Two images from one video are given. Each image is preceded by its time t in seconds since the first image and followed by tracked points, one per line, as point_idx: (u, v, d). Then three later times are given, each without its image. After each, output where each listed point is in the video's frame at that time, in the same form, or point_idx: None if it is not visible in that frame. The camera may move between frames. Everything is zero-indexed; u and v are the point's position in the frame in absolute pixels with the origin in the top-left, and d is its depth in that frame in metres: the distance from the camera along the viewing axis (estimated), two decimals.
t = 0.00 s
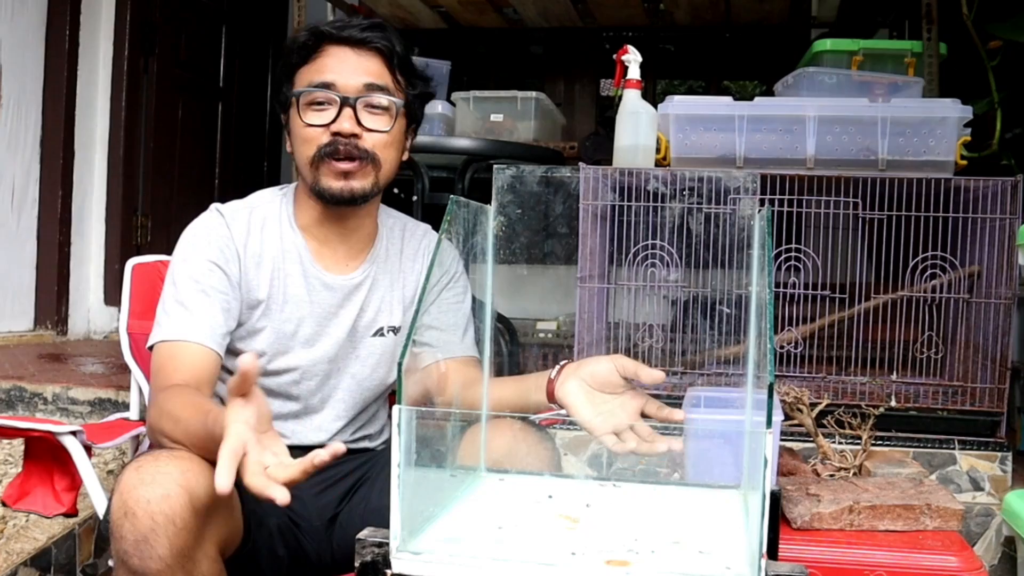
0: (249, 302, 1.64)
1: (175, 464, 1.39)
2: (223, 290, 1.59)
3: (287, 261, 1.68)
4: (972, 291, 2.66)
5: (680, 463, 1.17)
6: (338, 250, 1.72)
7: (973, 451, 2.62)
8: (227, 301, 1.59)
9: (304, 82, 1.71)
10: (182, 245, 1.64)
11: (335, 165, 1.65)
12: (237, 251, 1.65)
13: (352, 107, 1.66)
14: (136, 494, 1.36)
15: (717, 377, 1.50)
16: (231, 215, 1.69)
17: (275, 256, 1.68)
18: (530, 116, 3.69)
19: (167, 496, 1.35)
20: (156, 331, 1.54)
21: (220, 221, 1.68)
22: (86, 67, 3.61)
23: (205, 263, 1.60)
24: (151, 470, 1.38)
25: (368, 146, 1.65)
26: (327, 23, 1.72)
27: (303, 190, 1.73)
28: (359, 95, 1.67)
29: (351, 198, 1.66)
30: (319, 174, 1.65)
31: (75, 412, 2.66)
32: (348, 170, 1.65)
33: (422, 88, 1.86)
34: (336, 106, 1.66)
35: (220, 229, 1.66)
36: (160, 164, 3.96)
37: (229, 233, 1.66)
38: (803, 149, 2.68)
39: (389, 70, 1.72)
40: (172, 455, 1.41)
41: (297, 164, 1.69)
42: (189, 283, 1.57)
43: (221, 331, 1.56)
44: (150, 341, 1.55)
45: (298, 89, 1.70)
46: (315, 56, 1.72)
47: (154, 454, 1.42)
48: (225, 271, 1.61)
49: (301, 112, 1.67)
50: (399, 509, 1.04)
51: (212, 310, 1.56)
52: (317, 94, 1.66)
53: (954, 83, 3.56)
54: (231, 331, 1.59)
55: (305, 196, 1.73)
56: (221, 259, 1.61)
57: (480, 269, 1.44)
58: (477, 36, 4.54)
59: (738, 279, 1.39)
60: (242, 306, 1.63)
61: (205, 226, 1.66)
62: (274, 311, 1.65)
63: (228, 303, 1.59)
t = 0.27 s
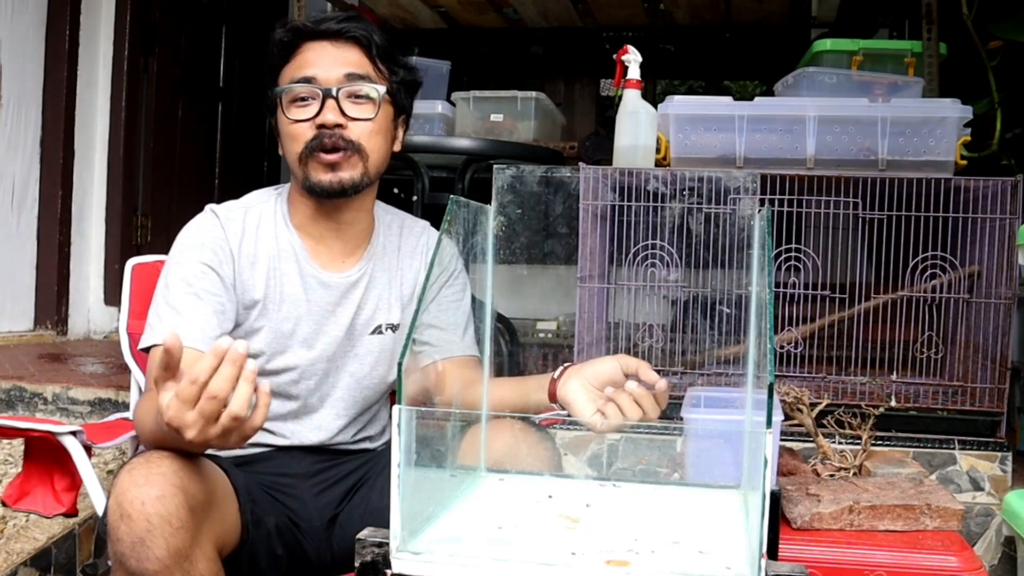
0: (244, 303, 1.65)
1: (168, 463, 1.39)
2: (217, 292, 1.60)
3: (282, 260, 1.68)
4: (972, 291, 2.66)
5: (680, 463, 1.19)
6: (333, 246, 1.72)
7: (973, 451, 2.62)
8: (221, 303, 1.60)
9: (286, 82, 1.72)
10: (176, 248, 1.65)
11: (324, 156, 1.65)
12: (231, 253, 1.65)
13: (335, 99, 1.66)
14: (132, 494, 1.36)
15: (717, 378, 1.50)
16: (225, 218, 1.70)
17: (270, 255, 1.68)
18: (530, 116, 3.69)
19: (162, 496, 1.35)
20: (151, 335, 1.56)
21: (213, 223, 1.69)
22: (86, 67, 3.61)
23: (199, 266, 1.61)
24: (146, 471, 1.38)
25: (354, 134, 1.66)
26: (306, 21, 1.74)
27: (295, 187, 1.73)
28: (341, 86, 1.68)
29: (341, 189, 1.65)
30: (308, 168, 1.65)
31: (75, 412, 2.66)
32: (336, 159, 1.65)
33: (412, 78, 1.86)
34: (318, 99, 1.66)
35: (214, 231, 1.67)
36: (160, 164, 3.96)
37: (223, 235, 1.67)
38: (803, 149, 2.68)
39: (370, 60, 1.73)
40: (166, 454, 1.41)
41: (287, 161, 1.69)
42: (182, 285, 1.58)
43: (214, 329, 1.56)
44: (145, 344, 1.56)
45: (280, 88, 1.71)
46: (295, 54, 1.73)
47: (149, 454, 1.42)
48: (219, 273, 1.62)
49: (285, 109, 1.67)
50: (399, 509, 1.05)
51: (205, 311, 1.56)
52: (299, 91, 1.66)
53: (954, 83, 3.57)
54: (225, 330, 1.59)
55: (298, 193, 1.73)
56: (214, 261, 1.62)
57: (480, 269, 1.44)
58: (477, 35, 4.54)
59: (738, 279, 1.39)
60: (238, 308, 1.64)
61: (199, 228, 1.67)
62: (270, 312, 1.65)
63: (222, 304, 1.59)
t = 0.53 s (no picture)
0: (238, 305, 1.64)
1: (167, 463, 1.38)
2: (210, 294, 1.59)
3: (275, 263, 1.68)
4: (972, 291, 2.66)
5: (681, 462, 1.19)
6: (327, 251, 1.73)
7: (973, 451, 2.62)
8: (215, 305, 1.59)
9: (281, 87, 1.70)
10: (169, 251, 1.64)
11: (316, 168, 1.65)
12: (223, 255, 1.65)
13: (329, 109, 1.65)
14: (131, 494, 1.36)
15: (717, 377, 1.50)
16: (218, 220, 1.70)
17: (263, 257, 1.68)
18: (530, 116, 3.69)
19: (161, 496, 1.35)
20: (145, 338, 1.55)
21: (206, 224, 1.68)
22: (86, 67, 3.61)
23: (191, 268, 1.60)
24: (145, 471, 1.37)
25: (348, 146, 1.66)
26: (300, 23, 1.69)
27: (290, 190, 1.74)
28: (336, 95, 1.67)
29: (333, 201, 1.66)
30: (300, 178, 1.65)
31: (75, 412, 2.66)
32: (328, 172, 1.66)
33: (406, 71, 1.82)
34: (313, 109, 1.66)
35: (207, 233, 1.67)
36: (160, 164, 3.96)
37: (215, 236, 1.67)
38: (803, 149, 2.68)
39: (365, 66, 1.70)
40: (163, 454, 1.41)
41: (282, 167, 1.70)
42: (175, 288, 1.58)
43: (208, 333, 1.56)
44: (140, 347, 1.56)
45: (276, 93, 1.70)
46: (288, 59, 1.70)
47: (145, 454, 1.42)
48: (212, 275, 1.62)
49: (280, 117, 1.67)
50: (399, 508, 1.05)
51: (199, 315, 1.56)
52: (294, 98, 1.66)
53: (954, 83, 3.57)
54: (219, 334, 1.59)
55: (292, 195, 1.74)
56: (207, 263, 1.62)
57: (479, 270, 1.44)
58: (476, 35, 4.54)
59: (738, 279, 1.39)
60: (232, 310, 1.64)
61: (192, 231, 1.67)
62: (264, 314, 1.65)
63: (216, 307, 1.59)
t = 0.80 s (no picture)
0: (236, 305, 1.64)
1: (168, 463, 1.38)
2: (208, 295, 1.59)
3: (273, 263, 1.68)
4: (972, 291, 2.66)
5: (680, 462, 1.19)
6: (325, 250, 1.72)
7: (973, 451, 2.62)
8: (214, 305, 1.59)
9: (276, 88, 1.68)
10: (168, 251, 1.64)
11: (313, 172, 1.65)
12: (221, 255, 1.65)
13: (326, 113, 1.64)
14: (131, 495, 1.36)
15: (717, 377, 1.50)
16: (216, 221, 1.70)
17: (262, 257, 1.68)
18: (530, 116, 3.69)
19: (161, 496, 1.35)
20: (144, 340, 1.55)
21: (204, 225, 1.69)
22: (86, 66, 3.61)
23: (190, 268, 1.61)
24: (145, 471, 1.37)
25: (344, 150, 1.65)
26: (296, 24, 1.68)
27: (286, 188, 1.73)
28: (332, 96, 1.65)
29: (330, 204, 1.66)
30: (298, 182, 1.65)
31: (75, 412, 2.66)
32: (326, 175, 1.66)
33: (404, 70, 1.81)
34: (310, 112, 1.64)
35: (205, 233, 1.67)
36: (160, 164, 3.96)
37: (213, 237, 1.67)
38: (803, 149, 2.68)
39: (361, 66, 1.69)
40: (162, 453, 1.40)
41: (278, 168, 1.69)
42: (174, 289, 1.58)
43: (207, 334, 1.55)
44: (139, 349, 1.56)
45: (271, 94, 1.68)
46: (284, 60, 1.68)
47: (145, 454, 1.42)
48: (210, 276, 1.62)
49: (276, 119, 1.65)
50: (399, 509, 1.05)
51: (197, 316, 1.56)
52: (291, 101, 1.63)
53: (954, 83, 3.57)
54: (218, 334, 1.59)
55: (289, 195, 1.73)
56: (205, 263, 1.62)
57: (479, 269, 1.44)
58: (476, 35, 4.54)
59: (738, 279, 1.39)
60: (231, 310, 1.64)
61: (190, 231, 1.67)
62: (263, 314, 1.65)
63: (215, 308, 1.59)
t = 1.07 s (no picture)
0: (237, 306, 1.64)
1: (166, 463, 1.38)
2: (210, 296, 1.59)
3: (275, 264, 1.68)
4: (972, 291, 2.66)
5: (680, 465, 1.17)
6: (326, 255, 1.72)
7: (973, 451, 2.63)
8: (215, 306, 1.59)
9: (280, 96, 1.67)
10: (169, 252, 1.65)
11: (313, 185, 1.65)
12: (223, 256, 1.65)
13: (329, 127, 1.64)
14: (130, 495, 1.36)
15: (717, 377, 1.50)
16: (217, 222, 1.70)
17: (263, 258, 1.68)
18: (530, 116, 3.69)
19: (160, 496, 1.35)
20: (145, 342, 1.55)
21: (206, 225, 1.69)
22: (86, 66, 3.61)
23: (191, 269, 1.61)
24: (143, 471, 1.38)
25: (344, 165, 1.65)
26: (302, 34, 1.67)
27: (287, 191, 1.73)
28: (337, 110, 1.64)
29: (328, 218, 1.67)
30: (298, 194, 1.65)
31: (75, 412, 2.66)
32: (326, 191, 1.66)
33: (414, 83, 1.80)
34: (313, 127, 1.63)
35: (207, 233, 1.67)
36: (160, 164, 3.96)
37: (215, 237, 1.67)
38: (803, 149, 2.68)
39: (368, 81, 1.67)
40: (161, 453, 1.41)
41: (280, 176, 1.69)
42: (175, 290, 1.58)
43: (209, 335, 1.55)
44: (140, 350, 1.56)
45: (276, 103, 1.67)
46: (289, 69, 1.67)
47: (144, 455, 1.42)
48: (212, 276, 1.62)
49: (279, 129, 1.64)
50: (399, 509, 1.04)
51: (199, 318, 1.56)
52: (294, 112, 1.62)
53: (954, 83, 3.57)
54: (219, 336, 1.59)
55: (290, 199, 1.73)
56: (207, 264, 1.62)
57: (479, 270, 1.44)
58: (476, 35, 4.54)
59: (738, 279, 1.39)
60: (232, 310, 1.63)
61: (191, 232, 1.67)
62: (265, 314, 1.65)
63: (217, 309, 1.59)
